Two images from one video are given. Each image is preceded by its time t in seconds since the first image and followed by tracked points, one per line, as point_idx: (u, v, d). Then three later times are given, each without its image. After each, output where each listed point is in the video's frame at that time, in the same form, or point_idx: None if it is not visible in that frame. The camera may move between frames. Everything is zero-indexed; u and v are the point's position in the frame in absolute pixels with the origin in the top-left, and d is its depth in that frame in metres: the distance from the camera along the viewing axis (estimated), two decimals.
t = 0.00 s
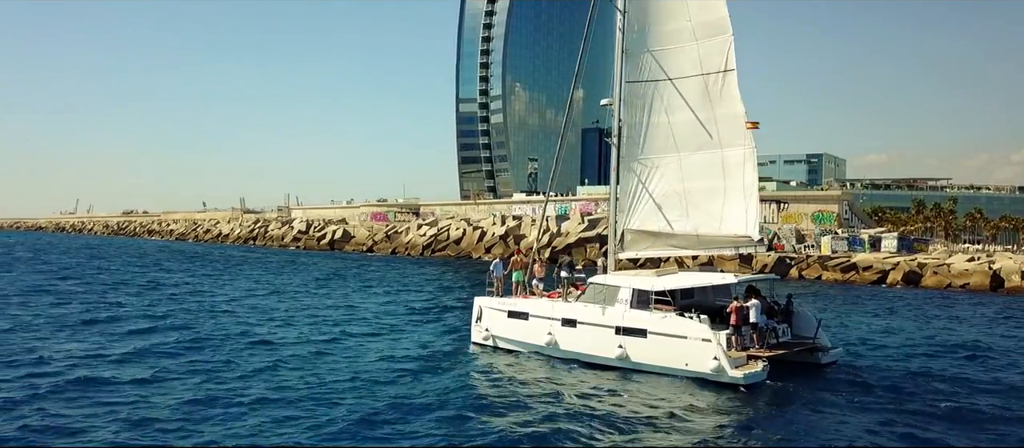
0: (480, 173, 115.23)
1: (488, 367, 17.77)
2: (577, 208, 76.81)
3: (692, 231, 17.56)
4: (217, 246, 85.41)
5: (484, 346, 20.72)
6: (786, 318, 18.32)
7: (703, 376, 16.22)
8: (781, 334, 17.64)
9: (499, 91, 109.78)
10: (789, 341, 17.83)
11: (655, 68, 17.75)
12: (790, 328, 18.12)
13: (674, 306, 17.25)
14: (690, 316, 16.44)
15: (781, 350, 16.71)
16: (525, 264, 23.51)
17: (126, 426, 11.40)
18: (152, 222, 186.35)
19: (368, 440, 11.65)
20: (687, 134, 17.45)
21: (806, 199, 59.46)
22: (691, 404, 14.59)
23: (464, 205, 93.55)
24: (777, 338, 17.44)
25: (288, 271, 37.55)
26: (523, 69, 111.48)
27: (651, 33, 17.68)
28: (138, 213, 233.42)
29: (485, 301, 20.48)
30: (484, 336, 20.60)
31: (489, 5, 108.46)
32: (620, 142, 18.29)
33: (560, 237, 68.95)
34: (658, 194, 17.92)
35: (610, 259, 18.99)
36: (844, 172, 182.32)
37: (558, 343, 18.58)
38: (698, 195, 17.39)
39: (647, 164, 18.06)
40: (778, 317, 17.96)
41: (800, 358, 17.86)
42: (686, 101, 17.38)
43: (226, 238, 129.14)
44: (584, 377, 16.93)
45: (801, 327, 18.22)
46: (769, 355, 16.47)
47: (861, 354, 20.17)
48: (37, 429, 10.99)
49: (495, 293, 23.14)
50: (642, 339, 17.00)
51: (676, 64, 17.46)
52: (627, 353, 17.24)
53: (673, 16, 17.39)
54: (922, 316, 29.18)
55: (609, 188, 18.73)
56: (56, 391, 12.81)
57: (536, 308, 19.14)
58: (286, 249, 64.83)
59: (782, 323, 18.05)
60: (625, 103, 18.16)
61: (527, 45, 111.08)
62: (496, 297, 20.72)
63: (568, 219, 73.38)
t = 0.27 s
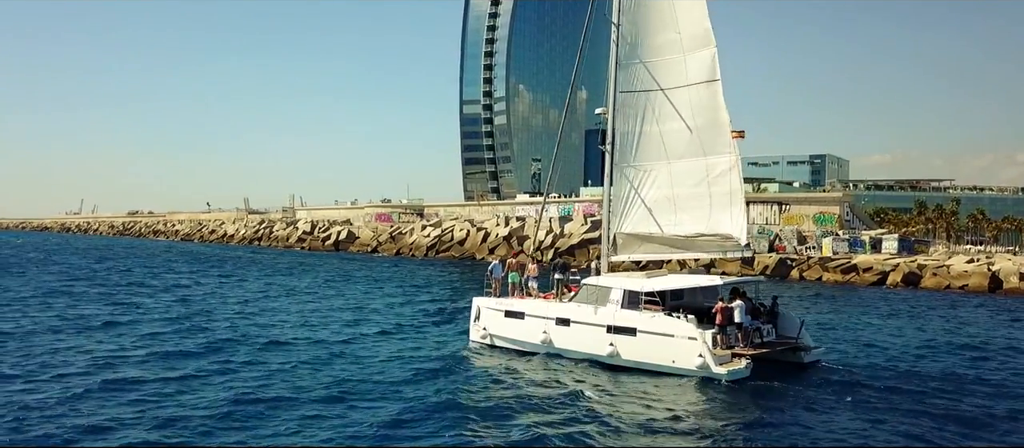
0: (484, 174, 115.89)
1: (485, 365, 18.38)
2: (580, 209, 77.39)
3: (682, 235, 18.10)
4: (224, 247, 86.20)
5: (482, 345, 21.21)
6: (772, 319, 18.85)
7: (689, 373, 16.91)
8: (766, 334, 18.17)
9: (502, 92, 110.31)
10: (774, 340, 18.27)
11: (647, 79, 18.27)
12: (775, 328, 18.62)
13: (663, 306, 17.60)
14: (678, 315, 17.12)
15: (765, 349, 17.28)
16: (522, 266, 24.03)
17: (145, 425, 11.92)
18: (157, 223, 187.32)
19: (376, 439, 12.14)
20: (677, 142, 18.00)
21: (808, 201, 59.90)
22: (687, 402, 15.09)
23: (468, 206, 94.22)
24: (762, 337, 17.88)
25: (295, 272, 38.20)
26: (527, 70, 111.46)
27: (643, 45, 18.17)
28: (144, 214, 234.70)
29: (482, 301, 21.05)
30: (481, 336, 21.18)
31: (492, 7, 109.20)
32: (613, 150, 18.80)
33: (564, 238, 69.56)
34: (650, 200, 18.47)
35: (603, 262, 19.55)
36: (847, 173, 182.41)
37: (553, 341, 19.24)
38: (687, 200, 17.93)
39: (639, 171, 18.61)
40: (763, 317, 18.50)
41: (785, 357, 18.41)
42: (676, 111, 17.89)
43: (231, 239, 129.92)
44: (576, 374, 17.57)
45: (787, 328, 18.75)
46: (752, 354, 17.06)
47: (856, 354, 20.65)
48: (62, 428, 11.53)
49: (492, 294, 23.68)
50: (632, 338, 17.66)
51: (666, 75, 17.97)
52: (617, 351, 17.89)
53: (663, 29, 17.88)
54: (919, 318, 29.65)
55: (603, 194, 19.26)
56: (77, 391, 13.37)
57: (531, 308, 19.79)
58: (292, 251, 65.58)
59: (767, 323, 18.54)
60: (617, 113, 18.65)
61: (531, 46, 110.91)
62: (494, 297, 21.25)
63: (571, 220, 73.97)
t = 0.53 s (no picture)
0: (487, 175, 116.49)
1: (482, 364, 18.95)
2: (583, 210, 77.99)
3: (673, 240, 18.62)
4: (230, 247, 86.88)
5: (481, 343, 21.83)
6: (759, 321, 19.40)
7: (676, 371, 17.45)
8: (752, 335, 18.72)
9: (506, 94, 110.95)
10: (760, 341, 18.90)
11: (641, 89, 18.78)
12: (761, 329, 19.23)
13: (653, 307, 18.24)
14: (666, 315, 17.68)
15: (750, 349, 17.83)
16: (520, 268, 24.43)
17: (163, 425, 12.40)
18: (162, 224, 188.34)
19: (385, 437, 12.67)
20: (669, 150, 18.52)
21: (809, 202, 60.33)
22: (682, 401, 15.55)
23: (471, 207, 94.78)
24: (748, 338, 18.51)
25: (302, 273, 38.78)
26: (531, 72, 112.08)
27: (638, 57, 18.69)
28: (148, 214, 235.68)
29: (481, 301, 21.64)
30: (480, 334, 21.75)
31: (496, 9, 110.06)
32: (608, 157, 19.34)
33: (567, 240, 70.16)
34: (643, 206, 18.99)
35: (597, 265, 20.09)
36: (849, 174, 182.69)
37: (548, 340, 19.80)
38: (678, 206, 18.45)
39: (633, 177, 19.12)
40: (751, 319, 19.05)
41: (771, 357, 18.96)
42: (668, 120, 18.40)
43: (236, 239, 130.66)
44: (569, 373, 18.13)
45: (773, 330, 19.31)
46: (738, 353, 17.59)
47: (852, 356, 21.08)
48: (84, 429, 12.01)
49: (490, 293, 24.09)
50: (623, 337, 18.22)
51: (659, 86, 18.48)
52: (610, 349, 18.45)
53: (657, 41, 18.41)
54: (917, 320, 30.07)
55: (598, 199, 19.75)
56: (97, 393, 13.87)
57: (528, 308, 20.34)
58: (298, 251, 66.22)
59: (754, 324, 19.14)
60: (613, 121, 19.17)
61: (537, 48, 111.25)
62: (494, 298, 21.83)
63: (574, 222, 74.58)
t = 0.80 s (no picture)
0: (491, 176, 117.11)
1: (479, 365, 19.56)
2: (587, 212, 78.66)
3: (664, 246, 19.29)
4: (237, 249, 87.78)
5: (480, 343, 22.47)
6: (744, 324, 20.07)
7: (665, 371, 18.05)
8: (738, 338, 19.38)
9: (510, 96, 111.60)
10: (745, 344, 19.55)
11: (636, 102, 19.40)
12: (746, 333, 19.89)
13: (644, 310, 18.94)
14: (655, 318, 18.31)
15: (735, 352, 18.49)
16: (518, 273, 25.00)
17: (181, 427, 12.98)
18: (168, 225, 189.55)
19: (395, 437, 13.32)
20: (662, 161, 19.17)
21: (811, 205, 60.85)
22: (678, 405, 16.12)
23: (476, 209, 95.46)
24: (733, 341, 19.16)
25: (310, 276, 39.47)
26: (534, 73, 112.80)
27: (633, 71, 19.31)
28: (154, 215, 237.14)
29: (480, 303, 22.26)
30: (478, 335, 22.39)
31: (500, 12, 110.99)
32: (604, 166, 19.97)
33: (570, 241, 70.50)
34: (637, 213, 19.64)
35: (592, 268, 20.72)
36: (853, 175, 182.76)
37: (543, 340, 20.40)
38: (670, 214, 19.11)
39: (628, 185, 19.77)
40: (736, 323, 19.72)
41: (756, 359, 19.61)
42: (662, 132, 19.03)
43: (242, 240, 131.57)
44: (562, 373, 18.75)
45: (758, 334, 19.98)
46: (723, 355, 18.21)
47: (847, 360, 21.60)
48: (106, 431, 12.58)
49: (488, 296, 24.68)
50: (615, 337, 18.83)
51: (654, 99, 19.09)
52: (602, 349, 19.08)
53: (652, 56, 19.00)
54: (914, 323, 30.57)
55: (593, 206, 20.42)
56: (116, 397, 14.46)
57: (525, 309, 20.95)
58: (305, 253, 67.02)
59: (740, 328, 19.79)
60: (609, 132, 19.79)
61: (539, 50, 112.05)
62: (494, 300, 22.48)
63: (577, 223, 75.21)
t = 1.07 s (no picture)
0: (496, 178, 117.81)
1: (478, 365, 20.16)
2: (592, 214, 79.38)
3: (658, 251, 19.95)
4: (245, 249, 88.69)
5: (480, 344, 23.14)
6: (734, 328, 20.70)
7: (656, 371, 18.65)
8: (727, 341, 20.01)
9: (515, 98, 112.28)
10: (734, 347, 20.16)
11: (633, 113, 20.01)
12: (736, 336, 20.49)
13: (637, 314, 19.53)
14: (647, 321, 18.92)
15: (723, 354, 19.12)
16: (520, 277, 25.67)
17: (198, 427, 13.56)
18: (175, 225, 190.84)
19: (409, 435, 13.98)
20: (657, 170, 19.81)
21: (813, 207, 61.34)
22: (677, 405, 16.61)
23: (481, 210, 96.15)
24: (723, 343, 19.77)
25: (319, 277, 40.24)
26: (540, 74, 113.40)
27: (631, 83, 19.91)
28: (162, 216, 238.75)
29: (481, 304, 22.92)
30: (479, 335, 23.05)
31: (506, 14, 111.97)
32: (601, 174, 20.56)
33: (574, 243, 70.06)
34: (633, 220, 20.28)
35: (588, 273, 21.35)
36: (858, 175, 182.91)
37: (540, 341, 21.05)
38: (664, 221, 19.76)
39: (624, 193, 20.38)
40: (727, 327, 20.34)
41: (745, 362, 20.24)
42: (658, 143, 19.67)
43: (249, 241, 132.59)
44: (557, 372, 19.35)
45: (747, 337, 20.61)
46: (712, 357, 18.82)
47: (844, 362, 22.08)
48: (128, 431, 13.15)
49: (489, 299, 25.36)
50: (608, 339, 19.43)
51: (650, 110, 19.70)
52: (596, 351, 19.69)
53: (649, 69, 19.61)
54: (912, 326, 31.05)
55: (590, 212, 21.01)
56: (135, 398, 15.04)
57: (523, 311, 21.60)
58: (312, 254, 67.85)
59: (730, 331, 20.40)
60: (605, 142, 20.39)
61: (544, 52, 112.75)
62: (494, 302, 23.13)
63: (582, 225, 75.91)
